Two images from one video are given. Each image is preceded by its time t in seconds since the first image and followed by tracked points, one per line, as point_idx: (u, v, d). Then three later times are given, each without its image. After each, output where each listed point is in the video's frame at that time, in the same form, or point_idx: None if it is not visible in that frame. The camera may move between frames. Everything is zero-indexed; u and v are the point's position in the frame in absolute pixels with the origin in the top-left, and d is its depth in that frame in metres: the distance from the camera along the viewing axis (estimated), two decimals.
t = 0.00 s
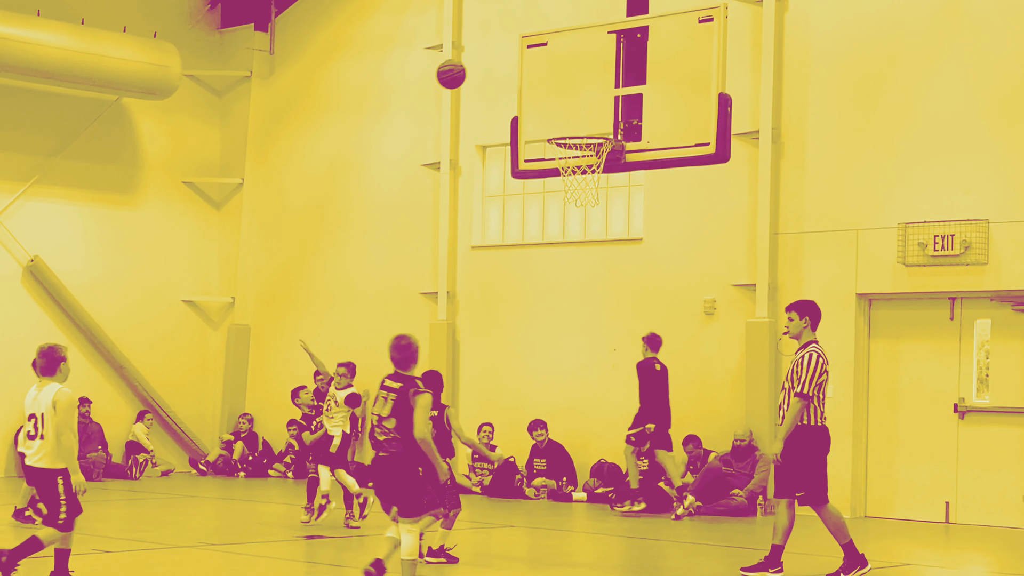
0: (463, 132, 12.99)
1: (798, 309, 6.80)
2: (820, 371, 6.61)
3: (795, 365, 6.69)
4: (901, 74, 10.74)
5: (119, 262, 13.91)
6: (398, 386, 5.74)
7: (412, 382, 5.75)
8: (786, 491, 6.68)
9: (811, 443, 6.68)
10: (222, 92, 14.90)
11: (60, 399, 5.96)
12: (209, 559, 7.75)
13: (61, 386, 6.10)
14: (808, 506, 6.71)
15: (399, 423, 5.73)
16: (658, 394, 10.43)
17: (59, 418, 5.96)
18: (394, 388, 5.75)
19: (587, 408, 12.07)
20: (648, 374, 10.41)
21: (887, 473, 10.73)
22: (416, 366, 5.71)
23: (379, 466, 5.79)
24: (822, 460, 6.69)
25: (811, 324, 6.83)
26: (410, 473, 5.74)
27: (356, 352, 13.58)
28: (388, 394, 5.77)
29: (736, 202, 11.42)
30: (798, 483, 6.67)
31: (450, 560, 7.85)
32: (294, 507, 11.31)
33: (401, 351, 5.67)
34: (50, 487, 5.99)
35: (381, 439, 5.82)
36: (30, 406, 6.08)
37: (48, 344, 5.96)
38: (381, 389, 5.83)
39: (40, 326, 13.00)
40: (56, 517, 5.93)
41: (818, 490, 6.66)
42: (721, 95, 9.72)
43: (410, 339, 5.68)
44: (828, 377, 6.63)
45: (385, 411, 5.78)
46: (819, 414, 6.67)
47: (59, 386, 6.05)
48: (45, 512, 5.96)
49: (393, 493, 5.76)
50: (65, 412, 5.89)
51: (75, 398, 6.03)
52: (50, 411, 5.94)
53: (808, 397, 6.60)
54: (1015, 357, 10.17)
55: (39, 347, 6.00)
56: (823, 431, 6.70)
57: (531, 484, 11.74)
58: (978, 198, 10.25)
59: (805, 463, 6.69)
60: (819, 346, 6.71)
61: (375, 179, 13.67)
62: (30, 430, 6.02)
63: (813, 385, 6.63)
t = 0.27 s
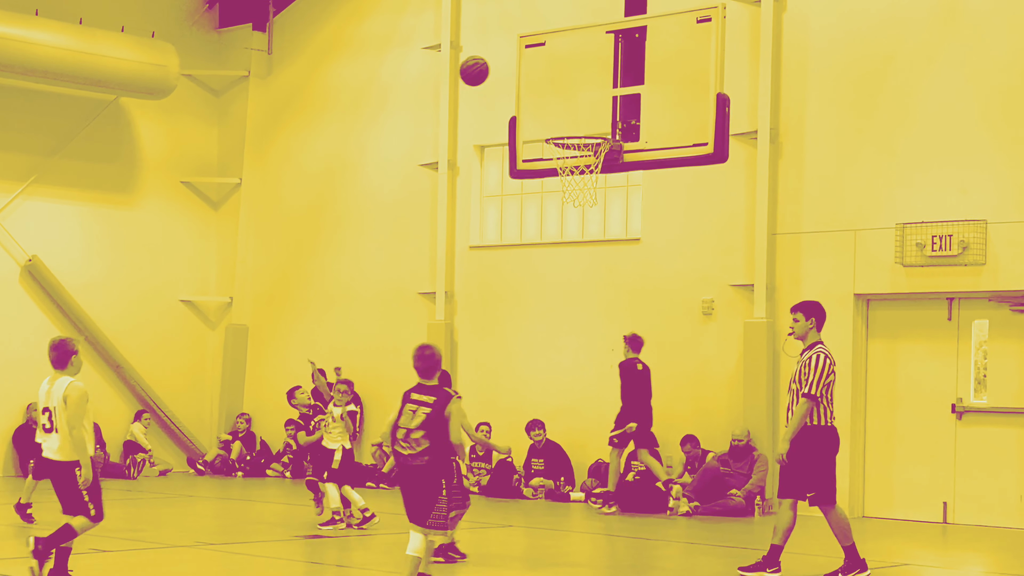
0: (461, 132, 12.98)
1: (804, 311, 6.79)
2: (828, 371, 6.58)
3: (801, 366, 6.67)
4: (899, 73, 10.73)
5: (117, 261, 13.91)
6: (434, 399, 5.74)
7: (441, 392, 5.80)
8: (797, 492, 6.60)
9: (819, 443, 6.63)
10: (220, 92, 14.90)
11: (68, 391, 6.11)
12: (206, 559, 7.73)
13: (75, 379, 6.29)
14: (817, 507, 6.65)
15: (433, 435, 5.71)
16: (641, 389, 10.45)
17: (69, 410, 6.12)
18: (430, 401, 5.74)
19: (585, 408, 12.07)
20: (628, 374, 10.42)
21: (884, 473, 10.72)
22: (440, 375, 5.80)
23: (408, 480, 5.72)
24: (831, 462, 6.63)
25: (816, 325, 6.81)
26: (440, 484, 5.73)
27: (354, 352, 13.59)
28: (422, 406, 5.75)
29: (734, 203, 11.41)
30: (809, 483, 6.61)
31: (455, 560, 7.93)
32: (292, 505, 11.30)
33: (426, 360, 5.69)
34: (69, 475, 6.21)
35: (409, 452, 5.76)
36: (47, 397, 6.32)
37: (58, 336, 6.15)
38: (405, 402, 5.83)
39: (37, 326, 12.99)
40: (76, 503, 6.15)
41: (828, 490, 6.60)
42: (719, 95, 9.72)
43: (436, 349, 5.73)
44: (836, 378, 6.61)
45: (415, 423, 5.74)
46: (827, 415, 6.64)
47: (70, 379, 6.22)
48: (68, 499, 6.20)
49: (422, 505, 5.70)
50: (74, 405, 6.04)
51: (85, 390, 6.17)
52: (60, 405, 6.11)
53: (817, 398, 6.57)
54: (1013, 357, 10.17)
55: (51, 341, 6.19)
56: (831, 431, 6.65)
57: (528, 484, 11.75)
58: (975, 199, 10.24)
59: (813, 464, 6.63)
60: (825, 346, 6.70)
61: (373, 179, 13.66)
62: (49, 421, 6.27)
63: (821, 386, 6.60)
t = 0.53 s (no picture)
0: (459, 132, 12.99)
1: (809, 312, 6.75)
2: (837, 372, 6.56)
3: (809, 368, 6.63)
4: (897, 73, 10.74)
5: (115, 261, 13.90)
6: (464, 399, 5.83)
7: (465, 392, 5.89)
8: (805, 492, 6.56)
9: (827, 445, 6.58)
10: (219, 92, 14.91)
11: (80, 381, 6.20)
12: (203, 557, 7.73)
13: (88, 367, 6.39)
14: (826, 508, 6.60)
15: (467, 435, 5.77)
16: (628, 399, 10.24)
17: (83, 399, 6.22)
18: (463, 402, 5.81)
19: (584, 408, 12.07)
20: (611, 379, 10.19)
21: (883, 473, 10.72)
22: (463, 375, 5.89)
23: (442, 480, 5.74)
24: (840, 463, 6.59)
25: (822, 327, 6.77)
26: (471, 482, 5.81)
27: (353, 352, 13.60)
28: (455, 407, 5.80)
29: (733, 203, 11.40)
30: (817, 483, 6.56)
31: (494, 559, 7.92)
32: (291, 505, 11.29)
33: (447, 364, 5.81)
34: (85, 460, 6.34)
35: (441, 452, 5.77)
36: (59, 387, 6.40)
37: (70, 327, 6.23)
38: (433, 405, 5.83)
39: (36, 325, 12.99)
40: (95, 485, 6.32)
41: (836, 490, 6.54)
42: (718, 95, 9.71)
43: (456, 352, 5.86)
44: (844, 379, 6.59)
45: (452, 424, 5.78)
46: (837, 415, 6.59)
47: (83, 368, 6.32)
48: (87, 483, 6.36)
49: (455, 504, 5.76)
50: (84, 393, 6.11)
51: (96, 377, 6.26)
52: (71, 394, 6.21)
53: (826, 399, 6.54)
54: (1012, 357, 10.17)
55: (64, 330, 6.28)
56: (840, 432, 6.61)
57: (527, 484, 11.75)
58: (974, 199, 10.24)
59: (820, 465, 6.58)
60: (832, 348, 6.67)
61: (372, 179, 13.66)
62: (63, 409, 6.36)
63: (830, 387, 6.56)
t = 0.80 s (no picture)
0: (458, 132, 12.99)
1: (815, 313, 6.73)
2: (847, 374, 6.55)
3: (818, 369, 6.61)
4: (897, 74, 10.74)
5: (114, 260, 13.90)
6: (485, 403, 5.81)
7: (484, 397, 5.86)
8: (811, 492, 6.56)
9: (835, 446, 6.58)
10: (218, 92, 14.91)
11: (95, 373, 6.20)
12: (200, 557, 7.72)
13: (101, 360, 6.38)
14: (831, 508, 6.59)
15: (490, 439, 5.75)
16: (613, 405, 10.51)
17: (96, 392, 6.21)
18: (485, 405, 5.79)
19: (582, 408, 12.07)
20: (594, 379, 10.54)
21: (882, 473, 10.71)
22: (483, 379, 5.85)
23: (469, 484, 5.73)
24: (847, 463, 6.58)
25: (827, 328, 6.75)
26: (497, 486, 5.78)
27: (352, 351, 13.60)
28: (477, 411, 5.77)
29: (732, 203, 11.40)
30: (823, 483, 6.55)
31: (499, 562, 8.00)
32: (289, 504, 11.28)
33: (469, 367, 5.75)
34: (100, 452, 6.34)
35: (466, 458, 5.76)
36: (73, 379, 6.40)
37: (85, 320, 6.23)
38: (456, 411, 5.82)
39: (34, 324, 12.99)
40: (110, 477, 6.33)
41: (843, 490, 6.53)
42: (717, 95, 9.70)
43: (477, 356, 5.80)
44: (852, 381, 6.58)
45: (477, 428, 5.76)
46: (845, 416, 6.59)
47: (97, 360, 6.31)
48: (100, 473, 6.35)
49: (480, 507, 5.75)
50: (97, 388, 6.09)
51: (109, 371, 6.24)
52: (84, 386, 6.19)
53: (836, 401, 6.53)
54: (1011, 358, 10.17)
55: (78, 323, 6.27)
56: (847, 433, 6.60)
57: (526, 484, 11.74)
58: (973, 200, 10.24)
59: (827, 465, 6.57)
60: (839, 349, 6.66)
61: (371, 178, 13.66)
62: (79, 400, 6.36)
63: (840, 388, 6.55)
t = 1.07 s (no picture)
0: (458, 132, 12.99)
1: (821, 312, 6.73)
2: (856, 373, 6.53)
3: (827, 368, 6.59)
4: (897, 74, 10.73)
5: (113, 260, 13.89)
6: (505, 402, 5.78)
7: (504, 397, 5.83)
8: (817, 491, 6.55)
9: (842, 445, 6.57)
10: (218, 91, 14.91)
11: (113, 373, 6.00)
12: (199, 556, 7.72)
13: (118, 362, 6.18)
14: (837, 507, 6.61)
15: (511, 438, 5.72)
16: (601, 398, 10.31)
17: (114, 392, 6.02)
18: (504, 405, 5.77)
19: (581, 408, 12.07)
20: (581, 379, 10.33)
21: (881, 473, 10.71)
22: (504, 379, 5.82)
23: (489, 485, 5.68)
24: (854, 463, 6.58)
25: (833, 327, 6.76)
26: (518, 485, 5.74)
27: (351, 350, 13.60)
28: (497, 410, 5.75)
29: (732, 203, 11.41)
30: (829, 482, 6.55)
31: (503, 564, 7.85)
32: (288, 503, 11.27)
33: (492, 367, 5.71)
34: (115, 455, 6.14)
35: (489, 457, 5.71)
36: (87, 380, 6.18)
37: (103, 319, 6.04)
38: (476, 411, 5.79)
39: (33, 323, 12.98)
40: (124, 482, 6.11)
41: (849, 489, 6.56)
42: (717, 95, 9.69)
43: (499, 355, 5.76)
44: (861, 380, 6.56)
45: (497, 427, 5.73)
46: (854, 415, 6.58)
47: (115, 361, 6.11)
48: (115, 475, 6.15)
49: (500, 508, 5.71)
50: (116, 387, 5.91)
51: (129, 371, 6.04)
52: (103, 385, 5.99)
53: (845, 401, 6.49)
54: (1011, 358, 10.17)
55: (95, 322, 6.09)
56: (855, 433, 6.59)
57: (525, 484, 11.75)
58: (973, 200, 10.24)
59: (834, 464, 6.57)
60: (846, 348, 6.66)
61: (371, 178, 13.66)
62: (94, 401, 6.14)
63: (849, 387, 6.53)
